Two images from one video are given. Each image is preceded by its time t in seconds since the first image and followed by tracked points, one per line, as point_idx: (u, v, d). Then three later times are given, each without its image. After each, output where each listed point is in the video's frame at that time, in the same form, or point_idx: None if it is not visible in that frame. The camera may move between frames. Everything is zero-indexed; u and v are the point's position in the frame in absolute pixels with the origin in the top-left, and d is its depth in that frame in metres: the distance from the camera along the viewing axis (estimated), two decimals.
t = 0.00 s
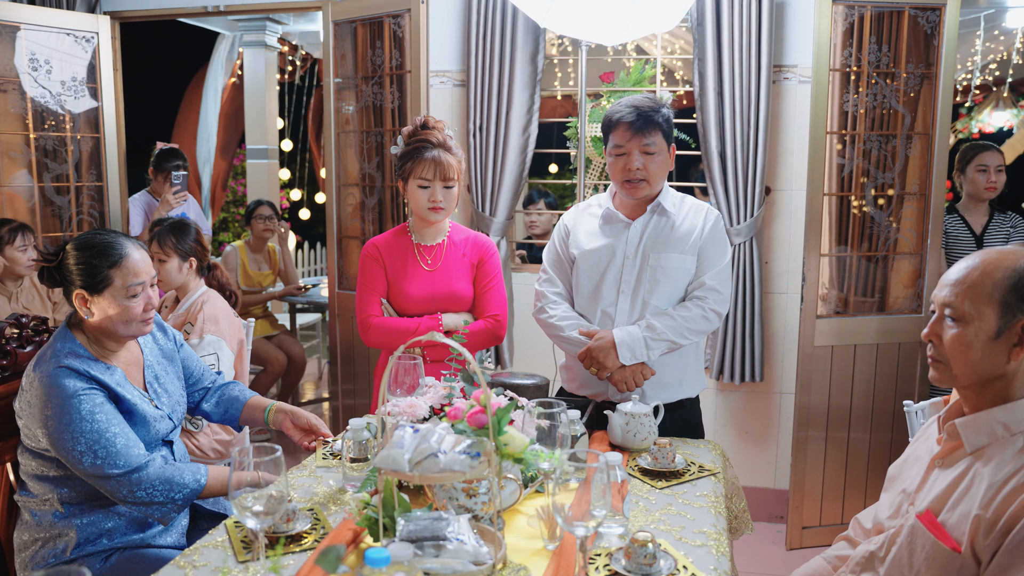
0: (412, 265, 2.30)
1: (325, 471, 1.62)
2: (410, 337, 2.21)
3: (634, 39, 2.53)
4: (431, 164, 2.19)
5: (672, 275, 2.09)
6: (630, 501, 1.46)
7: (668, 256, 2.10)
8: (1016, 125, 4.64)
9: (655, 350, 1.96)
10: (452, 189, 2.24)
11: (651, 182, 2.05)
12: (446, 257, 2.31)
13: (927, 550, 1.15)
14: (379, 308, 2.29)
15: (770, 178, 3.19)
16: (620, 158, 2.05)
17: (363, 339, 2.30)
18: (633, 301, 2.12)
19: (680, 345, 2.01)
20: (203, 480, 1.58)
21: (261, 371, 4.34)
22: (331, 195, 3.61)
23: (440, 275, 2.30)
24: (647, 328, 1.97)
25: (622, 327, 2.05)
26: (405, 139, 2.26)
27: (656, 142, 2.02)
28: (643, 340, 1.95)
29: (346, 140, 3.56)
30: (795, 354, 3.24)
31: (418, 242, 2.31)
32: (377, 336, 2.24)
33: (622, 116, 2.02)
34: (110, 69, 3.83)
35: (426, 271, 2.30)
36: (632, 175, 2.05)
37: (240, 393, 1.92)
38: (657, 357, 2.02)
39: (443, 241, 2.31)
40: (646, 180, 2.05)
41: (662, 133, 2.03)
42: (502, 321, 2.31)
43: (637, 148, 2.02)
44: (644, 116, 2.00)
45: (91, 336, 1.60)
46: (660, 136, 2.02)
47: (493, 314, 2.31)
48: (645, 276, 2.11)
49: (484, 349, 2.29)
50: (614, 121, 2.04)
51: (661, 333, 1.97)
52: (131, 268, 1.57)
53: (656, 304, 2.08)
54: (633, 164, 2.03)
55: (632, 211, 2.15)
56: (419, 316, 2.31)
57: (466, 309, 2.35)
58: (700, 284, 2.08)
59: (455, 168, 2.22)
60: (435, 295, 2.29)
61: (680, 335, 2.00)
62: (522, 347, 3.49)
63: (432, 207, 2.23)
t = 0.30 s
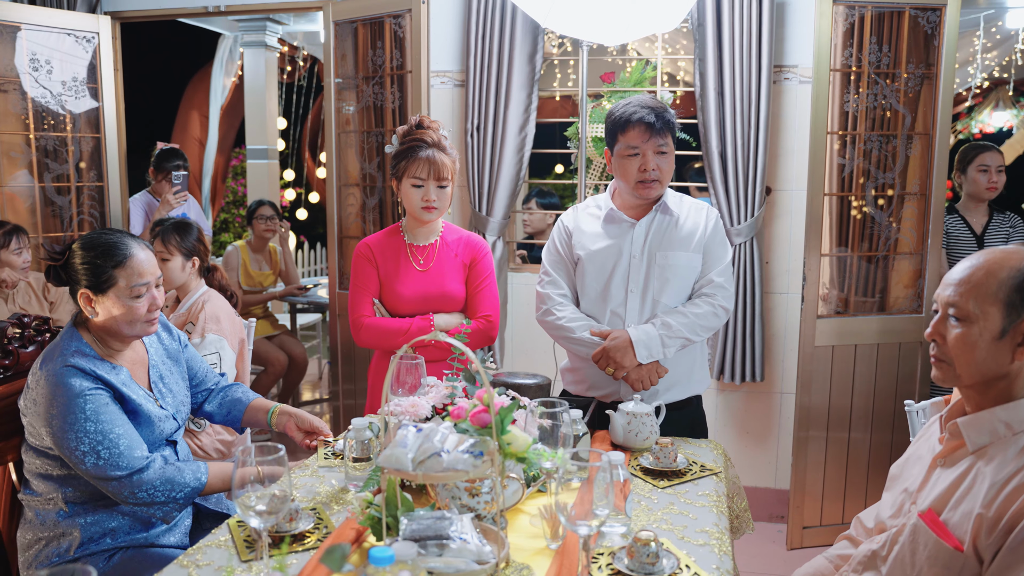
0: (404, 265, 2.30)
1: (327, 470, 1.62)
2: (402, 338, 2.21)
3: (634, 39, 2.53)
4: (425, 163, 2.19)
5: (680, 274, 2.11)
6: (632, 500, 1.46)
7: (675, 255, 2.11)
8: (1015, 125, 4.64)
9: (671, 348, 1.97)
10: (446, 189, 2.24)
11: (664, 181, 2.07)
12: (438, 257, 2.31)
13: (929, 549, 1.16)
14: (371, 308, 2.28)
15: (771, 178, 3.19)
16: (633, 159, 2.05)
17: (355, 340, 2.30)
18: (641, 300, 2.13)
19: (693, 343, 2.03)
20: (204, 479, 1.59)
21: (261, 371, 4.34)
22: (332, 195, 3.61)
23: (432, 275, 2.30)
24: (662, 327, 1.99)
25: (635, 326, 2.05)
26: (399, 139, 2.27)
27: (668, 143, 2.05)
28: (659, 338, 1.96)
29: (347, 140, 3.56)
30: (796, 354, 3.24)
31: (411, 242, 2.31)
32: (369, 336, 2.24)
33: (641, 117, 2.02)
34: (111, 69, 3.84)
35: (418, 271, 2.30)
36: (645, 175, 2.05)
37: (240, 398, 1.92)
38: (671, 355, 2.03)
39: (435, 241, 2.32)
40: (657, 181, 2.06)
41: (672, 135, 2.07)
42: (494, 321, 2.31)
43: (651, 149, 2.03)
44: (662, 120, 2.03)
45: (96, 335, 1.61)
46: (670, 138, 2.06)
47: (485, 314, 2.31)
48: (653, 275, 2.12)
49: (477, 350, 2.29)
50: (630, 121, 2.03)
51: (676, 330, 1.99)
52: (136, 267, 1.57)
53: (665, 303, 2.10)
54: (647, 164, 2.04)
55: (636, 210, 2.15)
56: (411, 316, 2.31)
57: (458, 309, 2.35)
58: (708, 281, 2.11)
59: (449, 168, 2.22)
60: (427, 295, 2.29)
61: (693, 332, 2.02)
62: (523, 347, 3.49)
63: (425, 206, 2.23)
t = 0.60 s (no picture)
0: (401, 266, 2.30)
1: (329, 470, 1.62)
2: (400, 340, 2.21)
3: (638, 39, 2.54)
4: (421, 164, 2.20)
5: (683, 274, 2.12)
6: (634, 499, 1.46)
7: (677, 255, 2.12)
8: (1015, 125, 4.65)
9: (674, 347, 1.98)
10: (442, 189, 2.25)
11: (665, 181, 2.08)
12: (435, 258, 2.32)
13: (930, 547, 1.16)
14: (369, 310, 2.28)
15: (771, 178, 3.20)
16: (636, 157, 2.06)
17: (352, 342, 2.30)
18: (644, 300, 2.13)
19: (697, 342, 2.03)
20: (209, 472, 1.59)
21: (261, 372, 4.34)
22: (332, 195, 3.62)
23: (429, 276, 2.31)
24: (666, 326, 1.99)
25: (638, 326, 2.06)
26: (394, 141, 2.27)
27: (673, 143, 2.06)
28: (662, 337, 1.96)
29: (347, 140, 3.56)
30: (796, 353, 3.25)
31: (407, 243, 2.32)
32: (367, 338, 2.24)
33: (645, 116, 2.03)
34: (112, 69, 3.84)
35: (415, 272, 2.30)
36: (649, 174, 2.06)
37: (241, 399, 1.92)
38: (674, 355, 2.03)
39: (431, 242, 2.32)
40: (659, 180, 2.07)
41: (677, 136, 2.08)
42: (491, 321, 2.31)
43: (655, 149, 2.04)
44: (668, 119, 2.04)
45: (99, 334, 1.61)
46: (675, 138, 2.07)
47: (482, 314, 2.31)
48: (656, 275, 2.13)
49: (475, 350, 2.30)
50: (635, 120, 2.04)
51: (679, 329, 1.99)
52: (138, 266, 1.58)
53: (668, 303, 2.10)
54: (652, 163, 2.05)
55: (638, 211, 2.16)
56: (408, 318, 2.31)
57: (456, 310, 2.35)
58: (711, 282, 2.12)
59: (444, 168, 2.23)
60: (424, 296, 2.30)
61: (697, 331, 2.02)
62: (524, 347, 3.49)
63: (422, 207, 2.24)
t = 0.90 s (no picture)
0: (407, 263, 2.31)
1: (332, 468, 1.63)
2: (410, 337, 2.22)
3: (635, 40, 2.56)
4: (425, 162, 2.20)
5: (687, 275, 2.12)
6: (637, 498, 1.47)
7: (682, 256, 2.12)
8: (1014, 125, 4.66)
9: (673, 348, 1.99)
10: (446, 187, 2.25)
11: (669, 178, 2.08)
12: (440, 255, 2.33)
13: (931, 543, 1.17)
14: (376, 309, 2.28)
15: (771, 177, 3.20)
16: (642, 152, 2.07)
17: (361, 341, 2.30)
18: (647, 300, 2.14)
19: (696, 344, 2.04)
20: (211, 470, 1.60)
21: (262, 371, 4.35)
22: (333, 195, 3.62)
23: (435, 273, 2.31)
24: (666, 327, 2.00)
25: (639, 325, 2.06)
26: (397, 140, 2.27)
27: (679, 140, 2.06)
28: (661, 337, 1.98)
29: (348, 140, 3.56)
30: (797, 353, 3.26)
31: (411, 240, 2.32)
32: (376, 337, 2.24)
33: (650, 110, 2.06)
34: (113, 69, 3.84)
35: (421, 269, 2.31)
36: (654, 169, 2.06)
37: (241, 400, 1.93)
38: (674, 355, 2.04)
39: (435, 240, 2.33)
40: (663, 176, 2.07)
41: (684, 133, 2.08)
42: (498, 316, 2.33)
43: (660, 144, 2.05)
44: (673, 114, 2.05)
45: (101, 333, 1.62)
46: (682, 135, 2.07)
47: (489, 310, 2.33)
48: (660, 275, 2.13)
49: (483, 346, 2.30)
50: (640, 115, 2.07)
51: (679, 331, 2.00)
52: (139, 265, 1.58)
53: (671, 303, 2.11)
54: (660, 159, 2.05)
55: (645, 210, 2.16)
56: (416, 315, 2.32)
57: (462, 307, 2.36)
58: (715, 284, 2.12)
59: (448, 167, 2.23)
60: (431, 294, 2.30)
61: (698, 333, 2.03)
62: (525, 346, 3.50)
63: (427, 205, 2.24)
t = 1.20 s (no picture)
0: (413, 263, 2.31)
1: (337, 467, 1.63)
2: (416, 337, 2.22)
3: (642, 39, 2.56)
4: (431, 162, 2.20)
5: (701, 276, 2.12)
6: (642, 496, 1.47)
7: (696, 256, 2.12)
8: (1013, 125, 4.67)
9: (685, 350, 2.00)
10: (452, 187, 2.26)
11: (667, 171, 2.09)
12: (446, 255, 2.33)
13: (936, 541, 1.17)
14: (383, 308, 2.29)
15: (773, 177, 3.21)
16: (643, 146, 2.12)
17: (367, 342, 2.30)
18: (660, 300, 2.14)
19: (710, 346, 2.05)
20: (213, 471, 1.61)
21: (263, 371, 4.35)
22: (335, 195, 3.61)
23: (441, 273, 2.32)
24: (679, 328, 2.02)
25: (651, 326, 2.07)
26: (403, 139, 2.28)
27: (681, 134, 2.08)
28: (674, 339, 1.99)
29: (350, 139, 3.56)
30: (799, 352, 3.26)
31: (417, 241, 2.32)
32: (382, 337, 2.25)
33: (652, 106, 2.12)
34: (114, 69, 3.84)
35: (427, 269, 2.31)
36: (653, 162, 2.10)
37: (244, 401, 1.93)
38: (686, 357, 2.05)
39: (441, 240, 2.33)
40: (662, 169, 2.10)
41: (690, 129, 2.09)
42: (504, 316, 2.33)
43: (659, 137, 2.09)
44: (672, 106, 2.09)
45: (104, 332, 1.62)
46: (686, 130, 2.08)
47: (495, 309, 2.33)
48: (673, 276, 2.14)
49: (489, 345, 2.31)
50: (646, 112, 2.14)
51: (692, 332, 2.01)
52: (142, 263, 1.58)
53: (684, 304, 2.11)
54: (657, 153, 2.09)
55: (659, 209, 2.17)
56: (423, 315, 2.32)
57: (469, 306, 2.36)
58: (729, 285, 2.12)
59: (453, 166, 2.24)
60: (437, 294, 2.30)
61: (710, 335, 2.04)
62: (526, 346, 3.50)
63: (432, 204, 2.24)
